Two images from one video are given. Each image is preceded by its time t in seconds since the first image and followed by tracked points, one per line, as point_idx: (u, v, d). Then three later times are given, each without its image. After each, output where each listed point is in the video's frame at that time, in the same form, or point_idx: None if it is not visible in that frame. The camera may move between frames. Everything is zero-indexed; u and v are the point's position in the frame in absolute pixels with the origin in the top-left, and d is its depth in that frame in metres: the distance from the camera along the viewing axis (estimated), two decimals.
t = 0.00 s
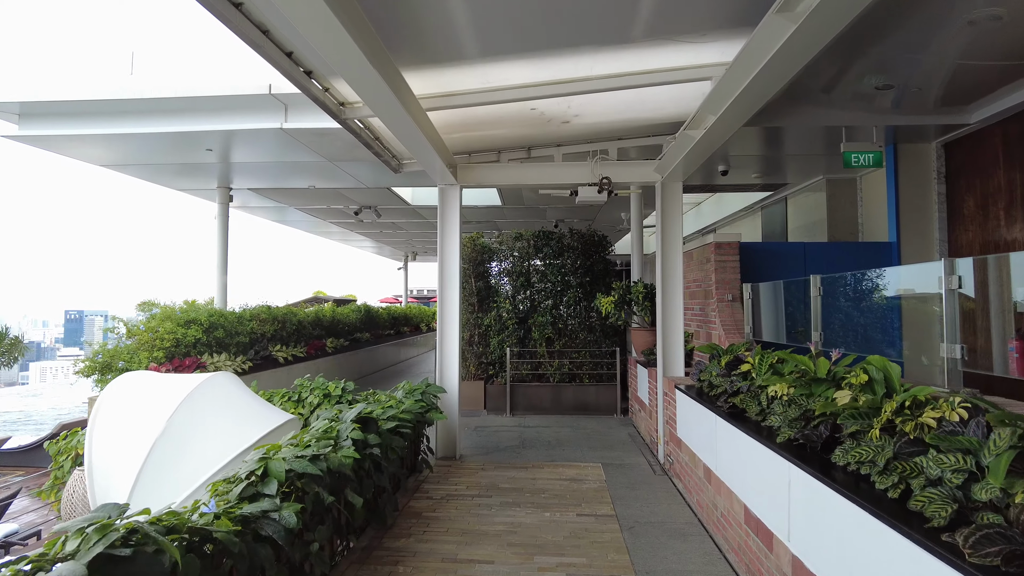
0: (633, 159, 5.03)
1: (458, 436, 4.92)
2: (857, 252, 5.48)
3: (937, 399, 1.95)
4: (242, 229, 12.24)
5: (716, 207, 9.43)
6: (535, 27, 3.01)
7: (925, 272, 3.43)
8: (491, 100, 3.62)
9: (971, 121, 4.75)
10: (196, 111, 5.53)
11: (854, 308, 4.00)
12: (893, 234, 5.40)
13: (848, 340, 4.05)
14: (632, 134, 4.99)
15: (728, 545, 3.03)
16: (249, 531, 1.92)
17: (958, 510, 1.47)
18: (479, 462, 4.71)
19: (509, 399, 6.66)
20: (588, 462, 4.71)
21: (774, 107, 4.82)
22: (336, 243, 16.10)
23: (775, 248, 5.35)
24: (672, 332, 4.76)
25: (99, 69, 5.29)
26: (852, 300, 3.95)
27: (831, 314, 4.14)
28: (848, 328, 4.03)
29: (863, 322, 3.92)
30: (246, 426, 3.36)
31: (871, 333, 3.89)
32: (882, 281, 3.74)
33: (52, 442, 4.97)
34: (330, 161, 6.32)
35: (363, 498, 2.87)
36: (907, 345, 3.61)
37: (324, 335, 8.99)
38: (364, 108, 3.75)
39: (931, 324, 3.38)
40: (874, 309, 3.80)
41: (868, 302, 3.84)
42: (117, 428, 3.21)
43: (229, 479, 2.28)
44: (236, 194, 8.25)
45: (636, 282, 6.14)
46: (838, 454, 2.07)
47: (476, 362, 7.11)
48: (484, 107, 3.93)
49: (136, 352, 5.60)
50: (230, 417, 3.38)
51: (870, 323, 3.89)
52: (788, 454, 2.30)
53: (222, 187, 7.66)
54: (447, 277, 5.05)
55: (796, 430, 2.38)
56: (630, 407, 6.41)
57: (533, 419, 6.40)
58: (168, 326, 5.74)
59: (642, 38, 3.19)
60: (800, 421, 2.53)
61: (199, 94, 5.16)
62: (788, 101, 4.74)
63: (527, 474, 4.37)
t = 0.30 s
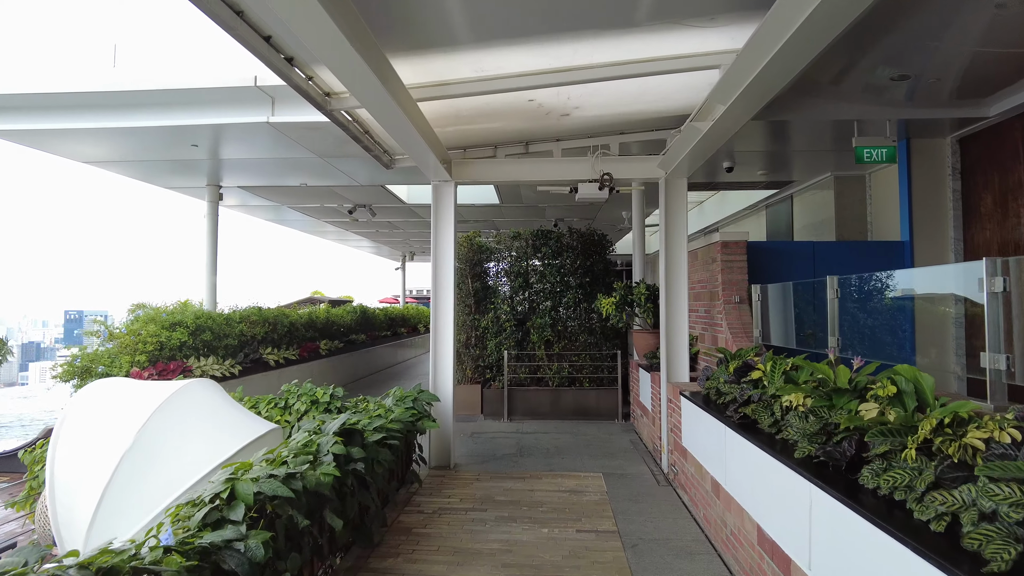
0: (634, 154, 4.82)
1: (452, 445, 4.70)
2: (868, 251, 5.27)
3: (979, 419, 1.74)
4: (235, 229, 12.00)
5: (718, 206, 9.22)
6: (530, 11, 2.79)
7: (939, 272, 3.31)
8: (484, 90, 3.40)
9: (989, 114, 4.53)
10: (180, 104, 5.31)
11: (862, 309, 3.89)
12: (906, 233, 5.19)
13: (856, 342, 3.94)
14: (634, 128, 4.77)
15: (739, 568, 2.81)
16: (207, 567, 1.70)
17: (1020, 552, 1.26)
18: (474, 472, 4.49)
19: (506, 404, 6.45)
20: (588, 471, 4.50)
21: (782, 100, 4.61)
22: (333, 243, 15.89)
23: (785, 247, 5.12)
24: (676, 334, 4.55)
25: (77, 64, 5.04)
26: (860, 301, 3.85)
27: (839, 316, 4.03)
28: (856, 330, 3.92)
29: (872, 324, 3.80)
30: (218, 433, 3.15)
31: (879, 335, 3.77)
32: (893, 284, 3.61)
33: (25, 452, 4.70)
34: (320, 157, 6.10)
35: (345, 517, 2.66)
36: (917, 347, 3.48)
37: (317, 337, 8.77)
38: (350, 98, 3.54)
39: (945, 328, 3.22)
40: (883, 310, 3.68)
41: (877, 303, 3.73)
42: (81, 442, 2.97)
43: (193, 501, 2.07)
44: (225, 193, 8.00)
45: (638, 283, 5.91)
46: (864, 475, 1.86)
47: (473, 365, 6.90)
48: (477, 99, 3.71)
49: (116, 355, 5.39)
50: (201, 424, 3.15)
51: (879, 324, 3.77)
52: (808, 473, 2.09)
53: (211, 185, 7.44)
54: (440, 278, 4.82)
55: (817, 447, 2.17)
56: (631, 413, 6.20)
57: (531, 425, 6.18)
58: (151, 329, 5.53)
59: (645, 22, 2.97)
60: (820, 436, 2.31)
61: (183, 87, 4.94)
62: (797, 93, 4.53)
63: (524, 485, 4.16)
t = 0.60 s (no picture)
0: (634, 146, 4.61)
1: (444, 449, 4.49)
2: (876, 248, 5.09)
3: None
4: (226, 226, 11.76)
5: (719, 202, 9.01)
6: None
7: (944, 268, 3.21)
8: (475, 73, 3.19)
9: (1006, 104, 4.34)
10: (157, 93, 5.04)
11: (866, 308, 3.80)
12: (915, 229, 5.01)
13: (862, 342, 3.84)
14: (634, 118, 4.56)
15: None
16: None
17: None
18: (467, 478, 4.28)
19: (501, 406, 6.23)
20: (586, 478, 4.29)
21: (789, 89, 4.41)
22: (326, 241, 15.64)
23: (791, 243, 4.92)
24: (678, 333, 4.34)
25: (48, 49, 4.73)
26: (863, 300, 3.77)
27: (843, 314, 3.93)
28: (862, 329, 3.82)
29: (877, 322, 3.72)
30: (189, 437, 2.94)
31: (885, 334, 3.68)
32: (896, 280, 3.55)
33: None
34: (308, 150, 5.87)
35: (323, 532, 2.44)
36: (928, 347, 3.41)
37: (308, 337, 8.56)
38: (334, 82, 3.32)
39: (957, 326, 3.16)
40: (889, 309, 3.60)
41: (882, 301, 3.64)
42: (37, 452, 2.71)
43: (147, 520, 1.86)
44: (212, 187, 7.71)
45: (638, 281, 5.70)
46: (896, 492, 1.66)
47: (467, 366, 6.68)
48: (469, 84, 3.49)
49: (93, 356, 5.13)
50: (169, 429, 2.94)
51: (885, 323, 3.69)
52: (830, 488, 1.89)
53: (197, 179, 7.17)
54: (431, 275, 4.59)
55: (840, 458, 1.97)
56: (631, 415, 6.00)
57: (527, 428, 5.97)
58: (131, 328, 5.28)
59: None
60: (842, 446, 2.11)
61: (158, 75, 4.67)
62: (805, 82, 4.33)
63: (519, 493, 3.94)
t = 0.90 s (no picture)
0: (636, 136, 4.38)
1: (436, 455, 4.26)
2: (889, 244, 4.88)
3: None
4: (217, 223, 11.48)
5: (722, 198, 8.79)
6: None
7: (958, 262, 3.17)
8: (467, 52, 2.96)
9: None
10: (129, 80, 4.69)
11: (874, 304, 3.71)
12: (930, 223, 4.80)
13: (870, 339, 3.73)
14: (636, 106, 4.33)
15: None
16: None
17: None
18: (460, 486, 4.05)
19: (497, 409, 6.00)
20: (586, 486, 4.06)
21: (799, 75, 4.18)
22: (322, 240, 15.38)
23: (800, 238, 4.69)
24: (682, 332, 4.12)
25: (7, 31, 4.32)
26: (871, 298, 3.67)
27: (852, 310, 3.82)
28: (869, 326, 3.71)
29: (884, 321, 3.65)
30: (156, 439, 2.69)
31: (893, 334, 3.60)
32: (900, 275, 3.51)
33: None
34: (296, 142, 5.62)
35: (296, 553, 2.21)
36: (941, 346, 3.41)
37: (299, 337, 8.32)
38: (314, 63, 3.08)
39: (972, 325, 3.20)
40: (897, 308, 3.54)
41: (891, 298, 3.56)
42: None
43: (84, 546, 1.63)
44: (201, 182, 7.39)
45: (640, 278, 5.48)
46: (944, 517, 1.43)
47: (462, 367, 6.45)
48: (461, 66, 3.26)
49: (66, 358, 4.83)
50: (135, 429, 2.68)
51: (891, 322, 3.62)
52: (863, 508, 1.66)
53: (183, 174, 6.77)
54: (423, 273, 4.35)
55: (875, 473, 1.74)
56: (632, 418, 5.78)
57: (524, 432, 5.74)
58: (108, 327, 5.00)
59: None
60: (872, 458, 1.90)
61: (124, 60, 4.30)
62: (816, 68, 4.10)
63: (515, 503, 3.71)
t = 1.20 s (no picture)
0: (640, 127, 4.15)
1: (429, 464, 4.04)
2: (905, 241, 4.66)
3: None
4: (210, 221, 11.23)
5: (726, 195, 8.56)
6: None
7: (980, 260, 3.04)
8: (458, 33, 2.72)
9: None
10: (101, 70, 4.37)
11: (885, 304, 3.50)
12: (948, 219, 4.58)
13: (880, 341, 3.52)
14: (639, 95, 4.10)
15: None
16: None
17: None
18: (454, 498, 3.82)
19: (495, 413, 5.78)
20: (587, 498, 3.83)
21: (812, 62, 3.95)
22: (318, 238, 15.14)
23: (813, 235, 4.46)
24: (689, 333, 3.89)
25: None
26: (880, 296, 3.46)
27: (862, 311, 3.61)
28: (880, 327, 3.51)
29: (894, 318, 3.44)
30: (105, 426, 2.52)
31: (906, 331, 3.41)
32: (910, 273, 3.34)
33: None
34: (285, 136, 5.38)
35: None
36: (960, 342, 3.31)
37: (292, 338, 8.10)
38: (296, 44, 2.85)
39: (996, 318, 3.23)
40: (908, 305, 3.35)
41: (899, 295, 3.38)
42: None
43: None
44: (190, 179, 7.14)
45: (643, 278, 5.25)
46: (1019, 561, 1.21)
47: (459, 369, 6.23)
48: (454, 47, 3.02)
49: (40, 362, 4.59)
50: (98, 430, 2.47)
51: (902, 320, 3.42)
52: (912, 543, 1.43)
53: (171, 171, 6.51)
54: (415, 273, 4.10)
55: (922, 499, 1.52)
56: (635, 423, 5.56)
57: (523, 437, 5.52)
58: (86, 329, 4.76)
59: None
60: (915, 481, 1.67)
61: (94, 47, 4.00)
62: (830, 54, 3.87)
63: (512, 517, 3.48)
